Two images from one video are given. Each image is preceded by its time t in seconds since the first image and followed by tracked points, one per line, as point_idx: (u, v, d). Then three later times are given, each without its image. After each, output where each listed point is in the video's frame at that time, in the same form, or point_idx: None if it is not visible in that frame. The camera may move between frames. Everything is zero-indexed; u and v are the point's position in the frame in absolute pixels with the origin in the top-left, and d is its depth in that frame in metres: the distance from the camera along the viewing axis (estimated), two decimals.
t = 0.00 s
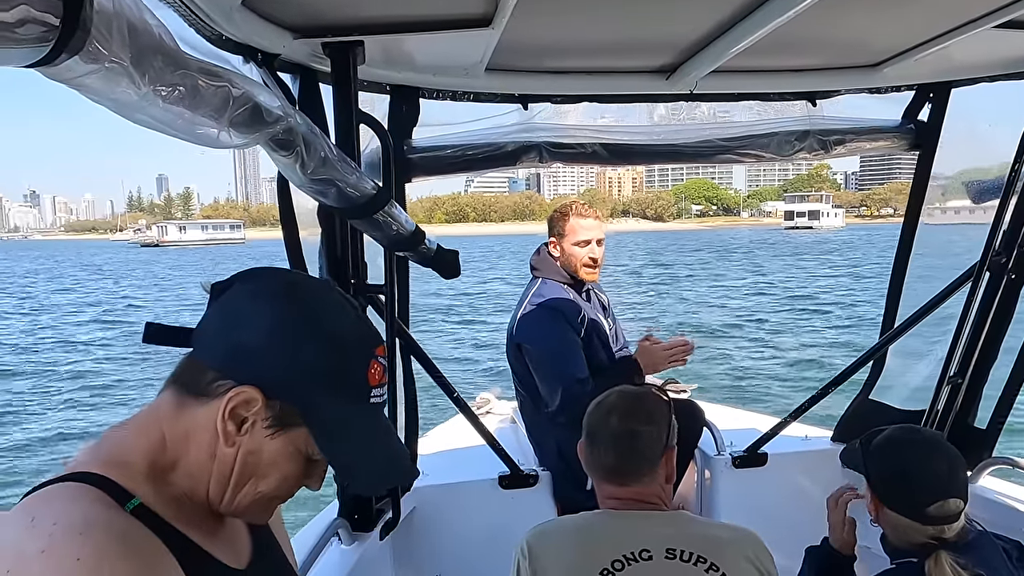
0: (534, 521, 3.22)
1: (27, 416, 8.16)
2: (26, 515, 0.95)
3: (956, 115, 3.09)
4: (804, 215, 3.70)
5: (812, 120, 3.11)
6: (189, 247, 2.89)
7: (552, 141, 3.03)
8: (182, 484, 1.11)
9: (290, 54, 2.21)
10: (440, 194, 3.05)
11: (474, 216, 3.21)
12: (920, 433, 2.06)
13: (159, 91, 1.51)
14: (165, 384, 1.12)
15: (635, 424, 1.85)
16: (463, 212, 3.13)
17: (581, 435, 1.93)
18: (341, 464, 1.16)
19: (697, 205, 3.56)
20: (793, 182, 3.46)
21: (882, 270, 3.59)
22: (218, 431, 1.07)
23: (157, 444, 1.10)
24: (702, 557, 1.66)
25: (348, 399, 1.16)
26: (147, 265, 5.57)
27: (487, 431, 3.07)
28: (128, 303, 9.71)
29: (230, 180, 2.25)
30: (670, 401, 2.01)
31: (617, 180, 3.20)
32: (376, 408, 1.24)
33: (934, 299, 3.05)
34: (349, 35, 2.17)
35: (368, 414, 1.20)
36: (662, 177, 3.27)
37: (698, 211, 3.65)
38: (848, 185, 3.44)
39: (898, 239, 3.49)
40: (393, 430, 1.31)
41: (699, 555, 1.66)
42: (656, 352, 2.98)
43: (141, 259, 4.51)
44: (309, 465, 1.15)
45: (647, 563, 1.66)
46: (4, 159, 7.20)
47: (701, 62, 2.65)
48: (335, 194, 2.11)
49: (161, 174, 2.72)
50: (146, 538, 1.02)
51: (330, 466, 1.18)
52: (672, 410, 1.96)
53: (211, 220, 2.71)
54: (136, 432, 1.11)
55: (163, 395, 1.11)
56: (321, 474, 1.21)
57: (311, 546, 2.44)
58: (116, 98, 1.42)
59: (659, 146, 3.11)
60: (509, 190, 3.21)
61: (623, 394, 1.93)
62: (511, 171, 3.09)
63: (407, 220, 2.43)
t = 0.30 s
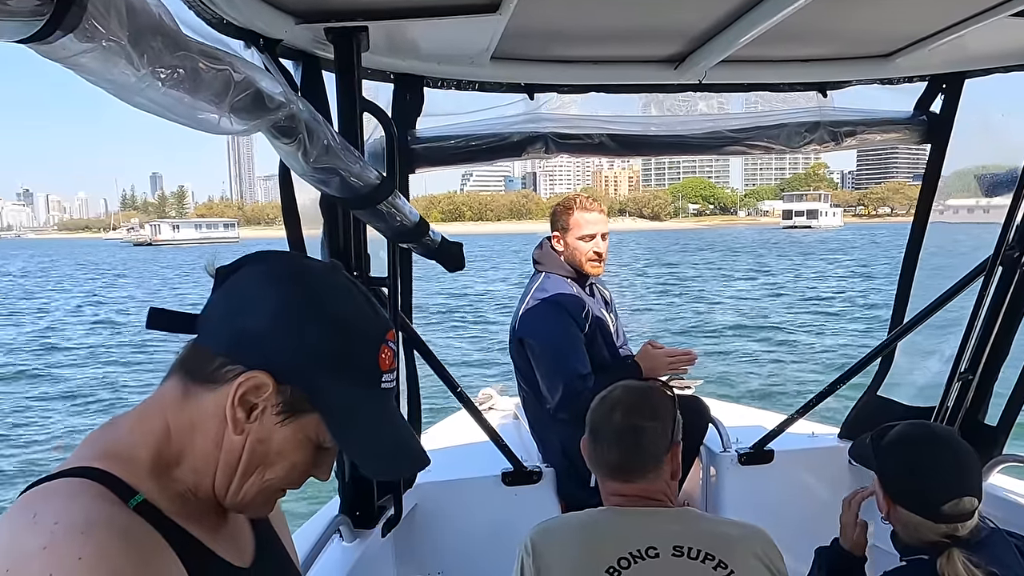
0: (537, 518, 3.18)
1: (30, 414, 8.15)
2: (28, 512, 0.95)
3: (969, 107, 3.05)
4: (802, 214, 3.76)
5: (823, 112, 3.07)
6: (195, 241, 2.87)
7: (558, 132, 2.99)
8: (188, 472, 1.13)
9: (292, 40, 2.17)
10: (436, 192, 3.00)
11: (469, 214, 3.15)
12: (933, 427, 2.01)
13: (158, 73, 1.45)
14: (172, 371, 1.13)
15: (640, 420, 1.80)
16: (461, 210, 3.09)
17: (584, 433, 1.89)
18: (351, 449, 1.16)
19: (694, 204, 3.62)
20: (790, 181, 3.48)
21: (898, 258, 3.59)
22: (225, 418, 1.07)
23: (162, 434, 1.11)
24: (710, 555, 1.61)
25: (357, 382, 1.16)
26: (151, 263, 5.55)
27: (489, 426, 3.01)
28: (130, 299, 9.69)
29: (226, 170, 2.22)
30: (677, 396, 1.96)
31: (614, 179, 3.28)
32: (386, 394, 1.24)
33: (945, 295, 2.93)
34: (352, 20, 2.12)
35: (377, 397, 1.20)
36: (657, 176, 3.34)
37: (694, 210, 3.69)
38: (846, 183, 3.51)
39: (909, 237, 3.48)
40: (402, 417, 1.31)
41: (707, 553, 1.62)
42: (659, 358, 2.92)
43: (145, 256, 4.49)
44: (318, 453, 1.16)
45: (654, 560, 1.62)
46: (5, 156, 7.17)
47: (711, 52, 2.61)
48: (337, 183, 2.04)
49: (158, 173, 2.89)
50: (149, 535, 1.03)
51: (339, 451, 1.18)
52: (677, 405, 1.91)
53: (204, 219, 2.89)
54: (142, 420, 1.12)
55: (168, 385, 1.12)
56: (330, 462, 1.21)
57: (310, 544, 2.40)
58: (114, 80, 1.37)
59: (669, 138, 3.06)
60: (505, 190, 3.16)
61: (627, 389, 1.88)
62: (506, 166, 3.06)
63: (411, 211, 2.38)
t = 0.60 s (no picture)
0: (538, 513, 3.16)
1: (34, 409, 8.19)
2: (22, 508, 0.94)
3: (975, 99, 3.02)
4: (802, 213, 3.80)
5: (827, 104, 3.04)
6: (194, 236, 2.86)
7: (560, 124, 2.98)
8: (186, 463, 1.12)
9: (291, 30, 2.15)
10: (435, 191, 2.95)
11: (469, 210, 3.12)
12: (938, 423, 1.98)
13: (153, 61, 1.43)
14: (170, 360, 1.12)
15: (643, 414, 1.77)
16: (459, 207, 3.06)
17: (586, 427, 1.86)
18: (352, 438, 1.14)
19: (694, 203, 3.71)
20: (791, 179, 3.47)
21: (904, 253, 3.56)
22: (225, 407, 1.06)
23: (161, 425, 1.10)
24: (714, 551, 1.60)
25: (360, 370, 1.15)
26: (150, 258, 5.56)
27: (490, 420, 2.99)
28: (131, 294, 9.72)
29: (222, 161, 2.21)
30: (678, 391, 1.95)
31: (612, 177, 3.22)
32: (388, 383, 1.22)
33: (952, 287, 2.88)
34: (351, 11, 2.10)
35: (380, 386, 1.19)
36: (656, 171, 3.27)
37: (694, 208, 3.76)
38: (845, 182, 3.47)
39: (912, 236, 3.45)
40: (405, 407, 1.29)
41: (712, 549, 1.60)
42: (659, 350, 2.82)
43: (147, 251, 4.48)
44: (319, 443, 1.14)
45: (658, 556, 1.60)
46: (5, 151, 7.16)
47: (713, 44, 2.59)
48: (336, 174, 2.02)
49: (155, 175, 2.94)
50: (146, 530, 1.02)
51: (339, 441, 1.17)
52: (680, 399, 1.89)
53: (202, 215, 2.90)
54: (141, 412, 1.11)
55: (167, 374, 1.11)
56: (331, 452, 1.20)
57: (309, 539, 2.39)
58: (108, 67, 1.34)
59: (672, 130, 3.05)
60: (503, 187, 3.15)
61: (630, 384, 1.86)
62: (504, 163, 3.05)
63: (411, 203, 2.36)
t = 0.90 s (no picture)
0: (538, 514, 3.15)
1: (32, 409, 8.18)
2: (16, 516, 0.93)
3: (976, 100, 3.01)
4: (802, 213, 3.82)
5: (829, 104, 3.03)
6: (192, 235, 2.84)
7: (562, 123, 2.97)
8: (184, 464, 1.11)
9: (291, 28, 2.14)
10: (432, 189, 2.94)
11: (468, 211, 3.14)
12: (953, 426, 1.97)
13: (152, 59, 1.41)
14: (167, 360, 1.11)
15: (650, 417, 1.77)
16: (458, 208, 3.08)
17: (593, 426, 1.86)
18: (352, 437, 1.13)
19: (691, 202, 3.75)
20: (789, 179, 3.44)
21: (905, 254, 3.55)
22: (223, 408, 1.05)
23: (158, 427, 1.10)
24: (720, 554, 1.58)
25: (361, 369, 1.14)
26: (149, 257, 5.54)
27: (490, 420, 2.98)
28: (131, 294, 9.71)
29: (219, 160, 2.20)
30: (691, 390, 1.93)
31: (610, 176, 3.21)
32: (389, 382, 1.21)
33: (957, 285, 2.87)
34: (352, 9, 2.09)
35: (380, 385, 1.18)
36: (653, 172, 3.25)
37: (693, 208, 3.80)
38: (843, 182, 3.47)
39: (912, 237, 3.45)
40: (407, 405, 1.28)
41: (717, 552, 1.58)
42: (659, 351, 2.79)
43: (145, 251, 4.47)
44: (319, 443, 1.13)
45: (662, 559, 1.59)
46: (8, 152, 7.16)
47: (714, 44, 2.58)
48: (337, 173, 2.01)
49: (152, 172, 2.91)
50: (141, 537, 1.01)
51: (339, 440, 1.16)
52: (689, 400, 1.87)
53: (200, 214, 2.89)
54: (139, 413, 1.11)
55: (164, 375, 1.10)
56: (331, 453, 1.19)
57: (308, 540, 2.38)
58: (108, 66, 1.33)
59: (673, 130, 3.04)
60: (501, 187, 3.15)
61: (637, 383, 1.85)
62: (500, 160, 3.03)
63: (411, 203, 2.34)
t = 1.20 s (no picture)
0: (540, 518, 3.14)
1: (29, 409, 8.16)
2: (19, 529, 0.92)
3: (981, 104, 3.01)
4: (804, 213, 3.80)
5: (834, 108, 3.03)
6: (190, 234, 2.83)
7: (565, 127, 2.92)
8: (187, 472, 1.10)
9: (295, 31, 2.13)
10: (430, 188, 2.98)
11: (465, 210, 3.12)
12: (961, 432, 1.97)
13: (157, 63, 1.40)
14: (169, 367, 1.10)
15: (659, 427, 1.76)
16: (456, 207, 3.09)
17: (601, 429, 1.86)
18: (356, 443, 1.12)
19: (690, 201, 3.73)
20: (787, 177, 3.35)
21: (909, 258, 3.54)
22: (226, 415, 1.04)
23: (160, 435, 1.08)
24: (726, 561, 1.57)
25: (364, 374, 1.13)
26: (148, 257, 5.53)
27: (492, 424, 2.97)
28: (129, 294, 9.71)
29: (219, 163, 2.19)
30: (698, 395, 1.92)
31: (609, 176, 3.15)
32: (393, 387, 1.20)
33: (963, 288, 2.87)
34: (356, 12, 2.08)
35: (383, 390, 1.17)
36: (653, 171, 3.17)
37: (692, 206, 3.77)
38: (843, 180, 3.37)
39: (917, 238, 3.43)
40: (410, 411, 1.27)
41: (724, 559, 1.57)
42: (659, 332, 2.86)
43: (145, 251, 4.46)
44: (323, 450, 1.12)
45: (669, 565, 1.58)
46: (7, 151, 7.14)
47: (719, 47, 2.57)
48: (340, 177, 1.99)
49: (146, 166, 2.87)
50: (144, 548, 1.01)
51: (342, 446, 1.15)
52: (700, 406, 1.86)
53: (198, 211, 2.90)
54: (141, 421, 1.10)
55: (165, 382, 1.09)
56: (334, 459, 1.18)
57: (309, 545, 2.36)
58: (113, 70, 1.32)
59: (678, 133, 3.01)
60: (499, 186, 3.12)
61: (648, 390, 1.84)
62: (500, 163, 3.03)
63: (415, 206, 2.33)
